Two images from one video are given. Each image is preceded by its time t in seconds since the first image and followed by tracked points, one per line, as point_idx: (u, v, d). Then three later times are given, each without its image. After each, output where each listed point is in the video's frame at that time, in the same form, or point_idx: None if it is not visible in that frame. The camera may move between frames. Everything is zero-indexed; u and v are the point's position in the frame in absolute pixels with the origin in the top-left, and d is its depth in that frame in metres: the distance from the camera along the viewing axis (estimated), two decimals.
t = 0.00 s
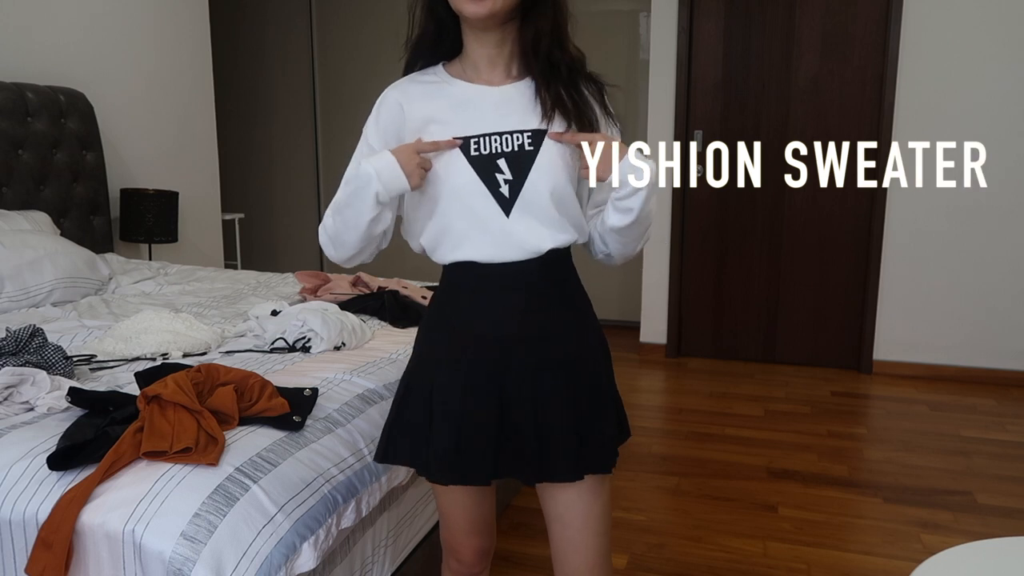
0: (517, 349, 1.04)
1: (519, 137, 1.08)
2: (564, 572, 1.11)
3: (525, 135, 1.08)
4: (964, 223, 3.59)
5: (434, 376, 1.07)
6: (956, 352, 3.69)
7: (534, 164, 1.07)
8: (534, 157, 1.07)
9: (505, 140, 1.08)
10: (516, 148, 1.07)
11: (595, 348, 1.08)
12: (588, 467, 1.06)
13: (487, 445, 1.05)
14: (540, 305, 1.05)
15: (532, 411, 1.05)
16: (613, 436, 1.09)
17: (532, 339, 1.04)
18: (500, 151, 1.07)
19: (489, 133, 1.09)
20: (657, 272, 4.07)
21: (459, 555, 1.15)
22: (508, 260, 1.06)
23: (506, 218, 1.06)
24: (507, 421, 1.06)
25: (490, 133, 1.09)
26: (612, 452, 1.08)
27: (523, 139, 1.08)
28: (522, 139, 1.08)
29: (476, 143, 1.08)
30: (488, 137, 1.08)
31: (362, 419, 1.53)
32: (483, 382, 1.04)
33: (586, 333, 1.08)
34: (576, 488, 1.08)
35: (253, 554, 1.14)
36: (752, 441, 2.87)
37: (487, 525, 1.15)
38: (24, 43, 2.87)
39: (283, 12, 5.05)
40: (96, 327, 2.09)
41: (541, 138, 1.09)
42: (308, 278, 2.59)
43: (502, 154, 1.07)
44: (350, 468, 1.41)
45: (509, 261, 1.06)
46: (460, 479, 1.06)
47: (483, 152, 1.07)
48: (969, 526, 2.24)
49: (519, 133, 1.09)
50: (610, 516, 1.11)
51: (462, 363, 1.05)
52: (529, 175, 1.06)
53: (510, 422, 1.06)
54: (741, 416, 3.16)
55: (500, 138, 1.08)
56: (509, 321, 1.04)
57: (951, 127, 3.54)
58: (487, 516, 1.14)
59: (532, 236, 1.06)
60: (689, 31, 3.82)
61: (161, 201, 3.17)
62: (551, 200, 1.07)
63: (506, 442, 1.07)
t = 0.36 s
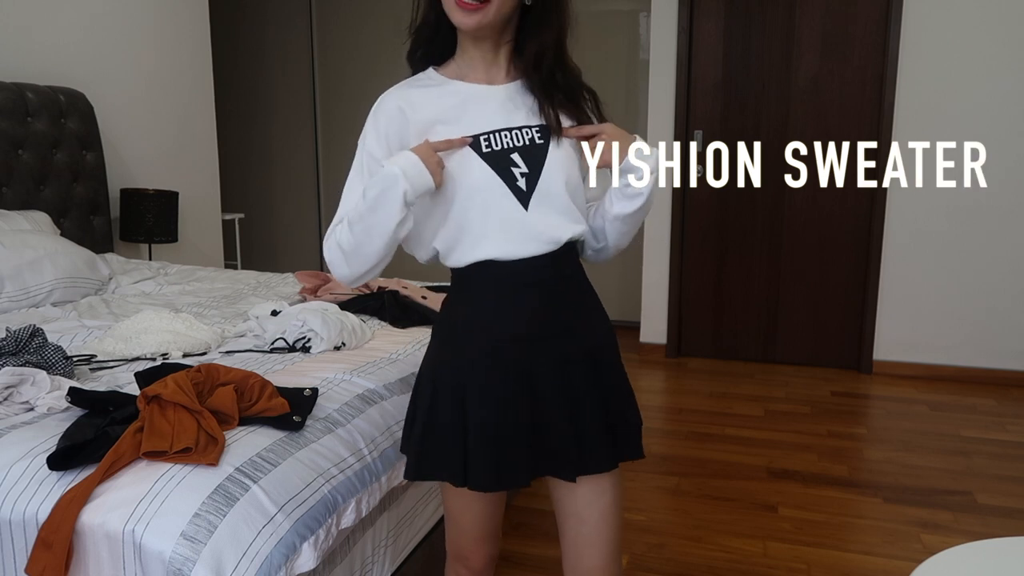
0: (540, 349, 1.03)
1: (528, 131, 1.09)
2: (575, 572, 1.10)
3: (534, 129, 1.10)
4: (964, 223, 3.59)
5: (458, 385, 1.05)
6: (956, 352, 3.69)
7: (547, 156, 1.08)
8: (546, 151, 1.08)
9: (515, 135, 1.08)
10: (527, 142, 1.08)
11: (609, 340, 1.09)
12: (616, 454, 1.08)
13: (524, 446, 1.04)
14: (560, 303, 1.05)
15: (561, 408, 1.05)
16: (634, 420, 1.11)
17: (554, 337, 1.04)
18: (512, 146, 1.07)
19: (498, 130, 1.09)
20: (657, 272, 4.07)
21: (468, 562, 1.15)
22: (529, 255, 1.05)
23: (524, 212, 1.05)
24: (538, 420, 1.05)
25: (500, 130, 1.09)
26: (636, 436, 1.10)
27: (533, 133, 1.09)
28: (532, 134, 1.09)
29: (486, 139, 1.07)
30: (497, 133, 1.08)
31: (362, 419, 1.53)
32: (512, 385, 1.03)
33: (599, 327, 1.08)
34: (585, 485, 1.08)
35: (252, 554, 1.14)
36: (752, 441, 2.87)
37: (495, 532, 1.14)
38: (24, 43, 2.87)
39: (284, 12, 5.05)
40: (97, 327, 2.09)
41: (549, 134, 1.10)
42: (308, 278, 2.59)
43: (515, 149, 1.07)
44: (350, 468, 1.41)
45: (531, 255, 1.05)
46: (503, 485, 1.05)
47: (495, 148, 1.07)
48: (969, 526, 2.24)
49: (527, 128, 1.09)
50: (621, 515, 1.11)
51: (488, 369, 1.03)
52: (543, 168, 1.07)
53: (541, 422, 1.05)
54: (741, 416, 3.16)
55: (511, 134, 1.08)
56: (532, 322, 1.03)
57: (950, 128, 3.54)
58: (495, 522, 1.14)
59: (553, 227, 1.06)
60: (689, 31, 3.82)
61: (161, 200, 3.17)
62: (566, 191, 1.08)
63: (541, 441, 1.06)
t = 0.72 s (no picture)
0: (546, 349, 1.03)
1: (528, 133, 1.09)
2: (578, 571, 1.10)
3: (534, 130, 1.09)
4: (964, 223, 3.59)
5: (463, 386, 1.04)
6: (956, 352, 3.69)
7: (549, 156, 1.08)
8: (547, 151, 1.08)
9: (516, 138, 1.07)
10: (528, 144, 1.08)
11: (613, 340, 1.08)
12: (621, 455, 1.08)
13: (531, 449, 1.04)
14: (565, 304, 1.04)
15: (567, 410, 1.04)
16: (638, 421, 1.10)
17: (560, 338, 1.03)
18: (513, 149, 1.06)
19: (498, 133, 1.07)
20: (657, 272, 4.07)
21: (470, 562, 1.14)
22: (535, 256, 1.04)
23: (528, 214, 1.04)
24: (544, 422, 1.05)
25: (500, 133, 1.07)
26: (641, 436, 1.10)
27: (533, 135, 1.09)
28: (532, 135, 1.09)
29: (487, 143, 1.05)
30: (498, 137, 1.06)
31: (362, 419, 1.53)
32: (518, 387, 1.02)
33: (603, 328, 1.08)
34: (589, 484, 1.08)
35: (252, 554, 1.14)
36: (752, 441, 2.87)
37: (497, 531, 1.14)
38: (24, 42, 2.87)
39: (284, 12, 5.05)
40: (97, 327, 2.09)
41: (549, 133, 1.10)
42: (308, 279, 2.59)
43: (515, 151, 1.06)
44: (350, 469, 1.41)
45: (535, 256, 1.04)
46: (509, 486, 1.04)
47: (495, 152, 1.05)
48: (969, 526, 2.24)
49: (527, 130, 1.09)
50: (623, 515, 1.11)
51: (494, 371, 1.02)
52: (545, 170, 1.07)
53: (546, 423, 1.05)
54: (741, 416, 3.16)
55: (511, 137, 1.07)
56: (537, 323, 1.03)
57: (951, 127, 3.54)
58: (498, 523, 1.14)
59: (557, 228, 1.06)
60: (689, 31, 3.82)
61: (161, 200, 3.17)
62: (569, 192, 1.07)
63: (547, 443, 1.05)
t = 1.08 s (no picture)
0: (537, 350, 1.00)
1: (519, 134, 1.05)
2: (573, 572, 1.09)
3: (526, 131, 1.05)
4: (964, 223, 3.59)
5: (450, 382, 1.02)
6: (956, 352, 3.69)
7: (538, 158, 1.03)
8: (537, 154, 1.04)
9: (506, 139, 1.04)
10: (518, 146, 1.04)
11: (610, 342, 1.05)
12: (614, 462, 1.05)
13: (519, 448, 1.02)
14: (559, 301, 1.02)
15: (556, 414, 1.01)
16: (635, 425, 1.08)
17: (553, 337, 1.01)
18: (501, 150, 1.03)
19: (489, 132, 1.05)
20: (657, 272, 4.07)
21: (466, 559, 1.14)
22: (520, 259, 1.02)
23: (512, 216, 1.02)
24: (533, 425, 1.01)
25: (491, 133, 1.05)
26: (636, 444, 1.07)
27: (524, 136, 1.04)
28: (523, 137, 1.04)
29: (476, 143, 1.04)
30: (488, 136, 1.05)
31: (362, 419, 1.53)
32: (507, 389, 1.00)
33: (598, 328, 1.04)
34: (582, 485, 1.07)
35: (252, 554, 1.14)
36: (752, 441, 2.87)
37: (494, 528, 1.13)
38: (24, 42, 2.87)
39: (284, 12, 5.05)
40: (97, 327, 2.09)
41: (542, 135, 1.05)
42: (308, 279, 2.59)
43: (503, 153, 1.03)
44: (350, 468, 1.42)
45: (523, 259, 1.02)
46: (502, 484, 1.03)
47: (483, 152, 1.03)
48: (969, 526, 2.24)
49: (518, 130, 1.05)
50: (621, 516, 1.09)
51: (485, 369, 1.00)
52: (533, 171, 1.03)
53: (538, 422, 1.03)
54: (741, 416, 3.17)
55: (501, 138, 1.04)
56: (529, 321, 1.00)
57: (951, 127, 3.54)
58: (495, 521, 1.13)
59: (545, 231, 1.03)
60: (689, 32, 3.82)
61: (161, 201, 3.17)
62: (557, 196, 1.03)
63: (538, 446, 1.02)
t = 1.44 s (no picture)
0: (511, 349, 0.99)
1: (506, 134, 1.06)
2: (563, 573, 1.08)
3: (513, 132, 1.06)
4: (964, 223, 3.59)
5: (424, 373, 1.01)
6: (956, 352, 3.69)
7: (519, 158, 1.04)
8: (519, 153, 1.04)
9: (493, 137, 1.05)
10: (502, 144, 1.05)
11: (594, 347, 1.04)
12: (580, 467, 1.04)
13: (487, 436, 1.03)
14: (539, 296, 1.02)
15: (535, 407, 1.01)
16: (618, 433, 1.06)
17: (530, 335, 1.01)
18: (486, 146, 1.05)
19: (479, 130, 1.06)
20: (658, 272, 4.07)
21: (458, 557, 1.13)
22: (493, 255, 1.03)
23: (487, 211, 1.04)
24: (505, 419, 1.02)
25: (480, 130, 1.06)
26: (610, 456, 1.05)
27: (510, 136, 1.05)
28: (508, 136, 1.05)
29: (464, 138, 1.06)
30: (476, 133, 1.06)
31: (361, 419, 1.53)
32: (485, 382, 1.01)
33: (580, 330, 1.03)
34: (566, 481, 1.05)
35: (253, 554, 1.14)
36: (752, 441, 2.87)
37: (486, 526, 1.13)
38: (25, 42, 2.87)
39: (284, 13, 5.05)
40: (96, 327, 2.09)
41: (527, 135, 1.05)
42: (308, 279, 2.59)
43: (488, 149, 1.05)
44: (351, 468, 1.41)
45: (494, 255, 1.03)
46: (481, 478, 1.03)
47: (469, 147, 1.05)
48: (969, 526, 2.24)
49: (506, 130, 1.06)
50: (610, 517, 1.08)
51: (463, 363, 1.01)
52: (512, 167, 1.04)
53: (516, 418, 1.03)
54: (740, 416, 3.17)
55: (489, 135, 1.05)
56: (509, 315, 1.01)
57: (951, 127, 3.54)
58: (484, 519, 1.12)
59: (518, 229, 1.03)
60: (689, 31, 3.82)
61: (161, 200, 3.17)
62: (534, 196, 1.03)
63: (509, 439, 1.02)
